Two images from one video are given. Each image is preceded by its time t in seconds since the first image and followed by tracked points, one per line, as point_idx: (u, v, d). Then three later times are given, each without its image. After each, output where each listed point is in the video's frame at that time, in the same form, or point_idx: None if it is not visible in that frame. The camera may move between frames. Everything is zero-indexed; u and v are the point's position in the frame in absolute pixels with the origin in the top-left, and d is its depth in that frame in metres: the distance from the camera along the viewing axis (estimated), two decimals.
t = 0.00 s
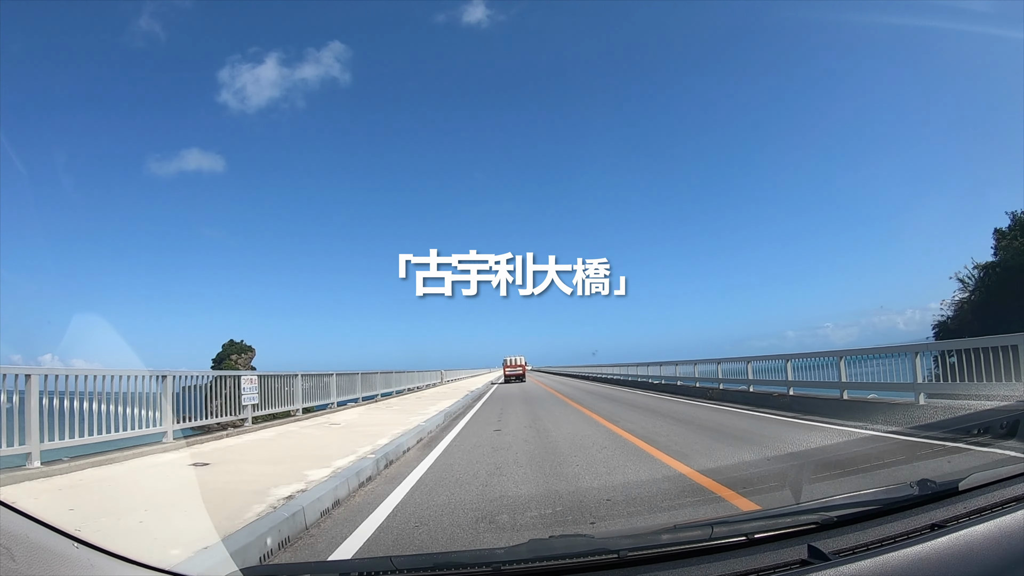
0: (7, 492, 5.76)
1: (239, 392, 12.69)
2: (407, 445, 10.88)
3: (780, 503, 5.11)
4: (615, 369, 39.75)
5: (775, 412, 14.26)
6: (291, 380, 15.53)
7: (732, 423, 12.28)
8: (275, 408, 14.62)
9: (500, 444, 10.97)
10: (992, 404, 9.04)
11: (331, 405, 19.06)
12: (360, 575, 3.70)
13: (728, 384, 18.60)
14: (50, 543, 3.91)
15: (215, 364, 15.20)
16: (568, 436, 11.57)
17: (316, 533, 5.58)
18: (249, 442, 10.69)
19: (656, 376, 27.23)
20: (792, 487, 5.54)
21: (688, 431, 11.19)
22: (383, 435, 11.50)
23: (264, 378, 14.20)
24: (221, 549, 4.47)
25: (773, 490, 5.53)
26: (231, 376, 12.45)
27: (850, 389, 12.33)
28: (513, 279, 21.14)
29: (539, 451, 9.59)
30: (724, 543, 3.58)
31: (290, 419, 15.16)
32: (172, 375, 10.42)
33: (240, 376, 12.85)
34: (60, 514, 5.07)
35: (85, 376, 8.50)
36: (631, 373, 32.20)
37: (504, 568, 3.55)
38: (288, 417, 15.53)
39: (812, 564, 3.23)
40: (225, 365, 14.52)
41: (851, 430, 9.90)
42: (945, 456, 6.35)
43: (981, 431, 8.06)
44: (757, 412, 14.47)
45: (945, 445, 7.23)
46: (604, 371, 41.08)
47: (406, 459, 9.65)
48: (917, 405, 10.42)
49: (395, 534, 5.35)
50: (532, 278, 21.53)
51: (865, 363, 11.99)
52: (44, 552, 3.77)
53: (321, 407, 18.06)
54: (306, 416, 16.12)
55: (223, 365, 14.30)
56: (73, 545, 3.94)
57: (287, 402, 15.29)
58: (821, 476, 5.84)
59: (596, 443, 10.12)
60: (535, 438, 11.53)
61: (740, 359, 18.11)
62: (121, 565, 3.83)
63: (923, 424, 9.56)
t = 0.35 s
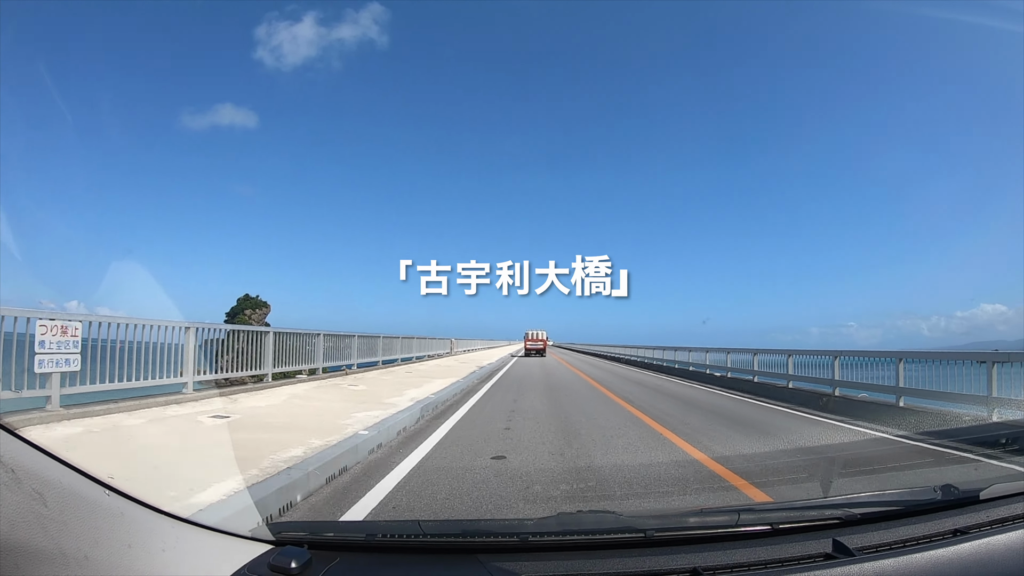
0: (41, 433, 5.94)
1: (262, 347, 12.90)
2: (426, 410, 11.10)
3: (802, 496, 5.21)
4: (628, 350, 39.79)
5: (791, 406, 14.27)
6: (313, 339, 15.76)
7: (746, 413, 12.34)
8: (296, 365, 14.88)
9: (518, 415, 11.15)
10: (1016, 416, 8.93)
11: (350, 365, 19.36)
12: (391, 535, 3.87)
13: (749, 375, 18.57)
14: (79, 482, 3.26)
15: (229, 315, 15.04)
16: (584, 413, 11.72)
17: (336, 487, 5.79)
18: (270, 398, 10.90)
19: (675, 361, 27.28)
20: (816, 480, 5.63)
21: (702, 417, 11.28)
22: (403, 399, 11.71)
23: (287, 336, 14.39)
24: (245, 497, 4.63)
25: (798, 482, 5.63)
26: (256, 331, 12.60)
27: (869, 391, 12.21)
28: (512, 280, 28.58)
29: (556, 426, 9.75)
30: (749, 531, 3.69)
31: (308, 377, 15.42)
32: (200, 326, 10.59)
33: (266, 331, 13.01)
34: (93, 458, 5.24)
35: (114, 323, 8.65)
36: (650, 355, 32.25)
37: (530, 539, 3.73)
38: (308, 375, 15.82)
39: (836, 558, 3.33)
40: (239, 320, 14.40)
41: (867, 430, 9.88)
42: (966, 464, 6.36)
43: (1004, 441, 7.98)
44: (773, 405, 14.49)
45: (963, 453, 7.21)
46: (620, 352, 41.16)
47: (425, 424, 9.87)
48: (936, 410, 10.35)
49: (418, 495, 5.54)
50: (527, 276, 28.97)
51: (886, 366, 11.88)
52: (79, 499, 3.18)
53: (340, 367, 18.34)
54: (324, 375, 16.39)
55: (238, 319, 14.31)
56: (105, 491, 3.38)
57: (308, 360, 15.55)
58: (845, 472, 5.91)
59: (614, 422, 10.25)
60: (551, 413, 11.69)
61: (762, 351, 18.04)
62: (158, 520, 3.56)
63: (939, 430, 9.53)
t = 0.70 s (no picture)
0: (40, 407, 5.97)
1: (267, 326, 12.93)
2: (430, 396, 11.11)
3: (804, 496, 5.17)
4: (634, 342, 39.73)
5: (796, 406, 14.25)
6: (319, 319, 15.78)
7: (750, 411, 12.27)
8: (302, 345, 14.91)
9: (521, 404, 11.15)
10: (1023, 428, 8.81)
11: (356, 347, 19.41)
12: (389, 519, 3.86)
13: (757, 372, 18.47)
14: (70, 457, 3.30)
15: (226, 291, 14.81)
16: (588, 403, 11.71)
17: (334, 470, 5.81)
18: (273, 377, 10.94)
19: (684, 356, 27.17)
20: (820, 481, 5.58)
21: (706, 413, 11.23)
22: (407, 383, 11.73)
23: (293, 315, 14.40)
24: (241, 478, 4.63)
25: (801, 483, 5.58)
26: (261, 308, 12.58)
27: (877, 395, 12.09)
28: (512, 281, 38.53)
29: (560, 416, 9.74)
30: (747, 530, 3.66)
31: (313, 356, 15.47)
32: (204, 303, 10.59)
33: (271, 309, 12.99)
34: (90, 433, 5.26)
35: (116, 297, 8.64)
36: (659, 349, 32.19)
37: (527, 530, 3.71)
38: (313, 355, 15.86)
39: (834, 562, 3.30)
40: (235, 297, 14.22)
41: (870, 434, 9.82)
42: (971, 472, 6.29)
43: (1007, 452, 7.89)
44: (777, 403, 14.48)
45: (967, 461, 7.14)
46: (629, 344, 41.13)
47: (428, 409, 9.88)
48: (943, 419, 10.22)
49: (416, 481, 5.55)
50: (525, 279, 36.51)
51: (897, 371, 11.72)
52: (71, 475, 3.22)
53: (346, 348, 18.38)
54: (328, 355, 16.44)
55: (236, 295, 14.21)
56: (97, 467, 3.43)
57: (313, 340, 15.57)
58: (849, 475, 5.86)
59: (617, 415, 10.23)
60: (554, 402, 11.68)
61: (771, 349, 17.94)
62: (151, 497, 3.62)
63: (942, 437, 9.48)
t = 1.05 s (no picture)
0: (40, 389, 5.97)
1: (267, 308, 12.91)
2: (432, 379, 11.12)
3: (807, 486, 5.17)
4: (637, 327, 39.80)
5: (799, 394, 14.32)
6: (320, 302, 15.77)
7: (753, 399, 12.27)
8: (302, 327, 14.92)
9: (524, 389, 11.17)
10: None
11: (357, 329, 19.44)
12: (389, 503, 3.85)
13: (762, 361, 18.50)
14: (74, 440, 3.30)
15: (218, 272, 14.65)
16: (591, 389, 11.73)
17: (337, 454, 5.82)
18: (275, 359, 10.95)
19: (687, 343, 27.17)
20: (824, 471, 5.59)
21: (709, 400, 11.23)
22: (409, 367, 11.75)
23: (293, 297, 14.35)
24: (243, 461, 4.64)
25: (805, 472, 5.58)
26: (261, 290, 12.56)
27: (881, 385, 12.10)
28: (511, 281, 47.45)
29: (563, 402, 9.75)
30: (750, 519, 3.66)
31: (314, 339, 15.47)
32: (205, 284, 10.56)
33: (270, 290, 12.96)
34: (90, 416, 5.26)
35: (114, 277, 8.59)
36: (662, 335, 32.24)
37: (530, 515, 3.71)
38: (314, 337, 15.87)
39: (837, 552, 3.31)
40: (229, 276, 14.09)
41: (874, 424, 9.82)
42: (974, 465, 6.29)
43: (1012, 445, 7.87)
44: (781, 392, 14.54)
45: (968, 454, 7.17)
46: (632, 330, 41.20)
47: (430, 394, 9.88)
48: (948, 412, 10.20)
49: (419, 465, 5.56)
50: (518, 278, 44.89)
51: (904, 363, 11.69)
52: (74, 458, 3.22)
53: (347, 331, 18.40)
54: (329, 338, 16.44)
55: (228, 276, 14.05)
56: (101, 452, 3.44)
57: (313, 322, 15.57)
58: (852, 466, 5.86)
59: (621, 401, 10.23)
60: (558, 388, 11.69)
61: (777, 337, 17.93)
62: (153, 479, 3.63)
63: (942, 429, 9.53)
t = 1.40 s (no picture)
0: (31, 379, 5.93)
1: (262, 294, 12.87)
2: (432, 363, 11.13)
3: (805, 469, 5.17)
4: (637, 310, 39.81)
5: (798, 377, 14.38)
6: (315, 288, 15.72)
7: (752, 382, 12.29)
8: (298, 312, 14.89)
9: (524, 372, 11.18)
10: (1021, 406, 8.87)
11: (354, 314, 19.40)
12: (384, 487, 3.85)
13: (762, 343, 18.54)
14: (66, 430, 3.31)
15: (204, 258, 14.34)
16: (591, 372, 11.75)
17: (335, 440, 5.83)
18: (271, 346, 10.92)
19: (687, 326, 27.18)
20: (823, 454, 5.58)
21: (708, 383, 11.24)
22: (407, 351, 11.74)
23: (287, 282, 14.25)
24: (241, 450, 4.63)
25: (803, 455, 5.58)
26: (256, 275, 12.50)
27: (880, 368, 12.17)
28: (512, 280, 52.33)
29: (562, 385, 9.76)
30: (746, 502, 3.65)
31: (311, 325, 15.42)
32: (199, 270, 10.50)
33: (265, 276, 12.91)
34: (81, 407, 5.22)
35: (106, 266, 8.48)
36: (662, 318, 32.28)
37: (525, 498, 3.71)
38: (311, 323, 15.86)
39: (833, 536, 3.31)
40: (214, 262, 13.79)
41: (873, 407, 9.85)
42: (972, 448, 6.31)
43: (1011, 429, 7.88)
44: (781, 375, 14.60)
45: (965, 437, 7.21)
46: (632, 313, 41.23)
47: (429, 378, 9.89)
48: (949, 396, 10.21)
49: (416, 449, 5.57)
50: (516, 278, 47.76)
51: (906, 346, 11.67)
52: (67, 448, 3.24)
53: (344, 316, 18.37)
54: (326, 323, 16.39)
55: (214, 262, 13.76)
56: (95, 441, 3.45)
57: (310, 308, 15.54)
58: (851, 449, 5.87)
59: (620, 384, 10.25)
60: (557, 371, 11.68)
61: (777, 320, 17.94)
62: (147, 466, 3.62)
63: (940, 412, 9.58)
